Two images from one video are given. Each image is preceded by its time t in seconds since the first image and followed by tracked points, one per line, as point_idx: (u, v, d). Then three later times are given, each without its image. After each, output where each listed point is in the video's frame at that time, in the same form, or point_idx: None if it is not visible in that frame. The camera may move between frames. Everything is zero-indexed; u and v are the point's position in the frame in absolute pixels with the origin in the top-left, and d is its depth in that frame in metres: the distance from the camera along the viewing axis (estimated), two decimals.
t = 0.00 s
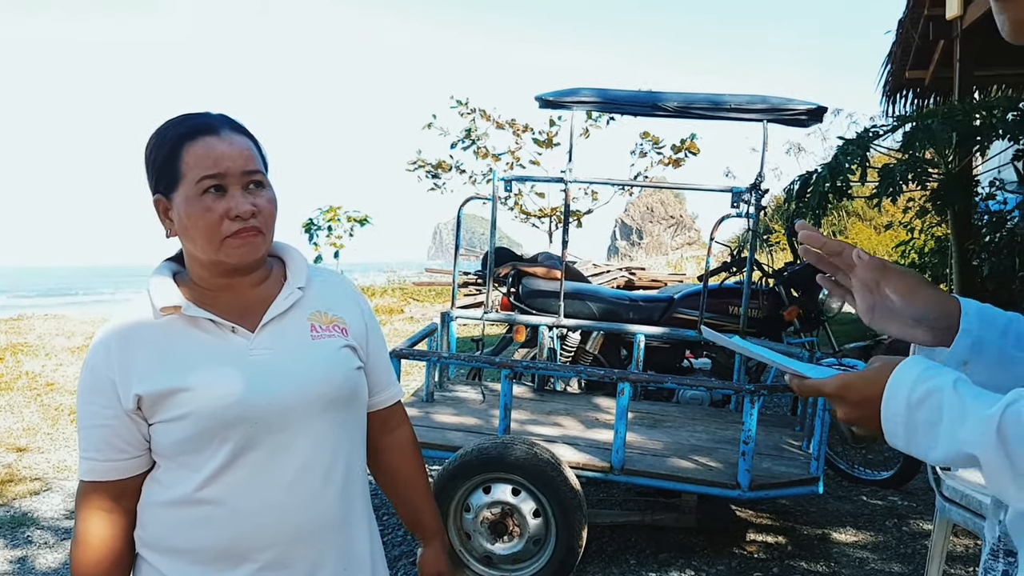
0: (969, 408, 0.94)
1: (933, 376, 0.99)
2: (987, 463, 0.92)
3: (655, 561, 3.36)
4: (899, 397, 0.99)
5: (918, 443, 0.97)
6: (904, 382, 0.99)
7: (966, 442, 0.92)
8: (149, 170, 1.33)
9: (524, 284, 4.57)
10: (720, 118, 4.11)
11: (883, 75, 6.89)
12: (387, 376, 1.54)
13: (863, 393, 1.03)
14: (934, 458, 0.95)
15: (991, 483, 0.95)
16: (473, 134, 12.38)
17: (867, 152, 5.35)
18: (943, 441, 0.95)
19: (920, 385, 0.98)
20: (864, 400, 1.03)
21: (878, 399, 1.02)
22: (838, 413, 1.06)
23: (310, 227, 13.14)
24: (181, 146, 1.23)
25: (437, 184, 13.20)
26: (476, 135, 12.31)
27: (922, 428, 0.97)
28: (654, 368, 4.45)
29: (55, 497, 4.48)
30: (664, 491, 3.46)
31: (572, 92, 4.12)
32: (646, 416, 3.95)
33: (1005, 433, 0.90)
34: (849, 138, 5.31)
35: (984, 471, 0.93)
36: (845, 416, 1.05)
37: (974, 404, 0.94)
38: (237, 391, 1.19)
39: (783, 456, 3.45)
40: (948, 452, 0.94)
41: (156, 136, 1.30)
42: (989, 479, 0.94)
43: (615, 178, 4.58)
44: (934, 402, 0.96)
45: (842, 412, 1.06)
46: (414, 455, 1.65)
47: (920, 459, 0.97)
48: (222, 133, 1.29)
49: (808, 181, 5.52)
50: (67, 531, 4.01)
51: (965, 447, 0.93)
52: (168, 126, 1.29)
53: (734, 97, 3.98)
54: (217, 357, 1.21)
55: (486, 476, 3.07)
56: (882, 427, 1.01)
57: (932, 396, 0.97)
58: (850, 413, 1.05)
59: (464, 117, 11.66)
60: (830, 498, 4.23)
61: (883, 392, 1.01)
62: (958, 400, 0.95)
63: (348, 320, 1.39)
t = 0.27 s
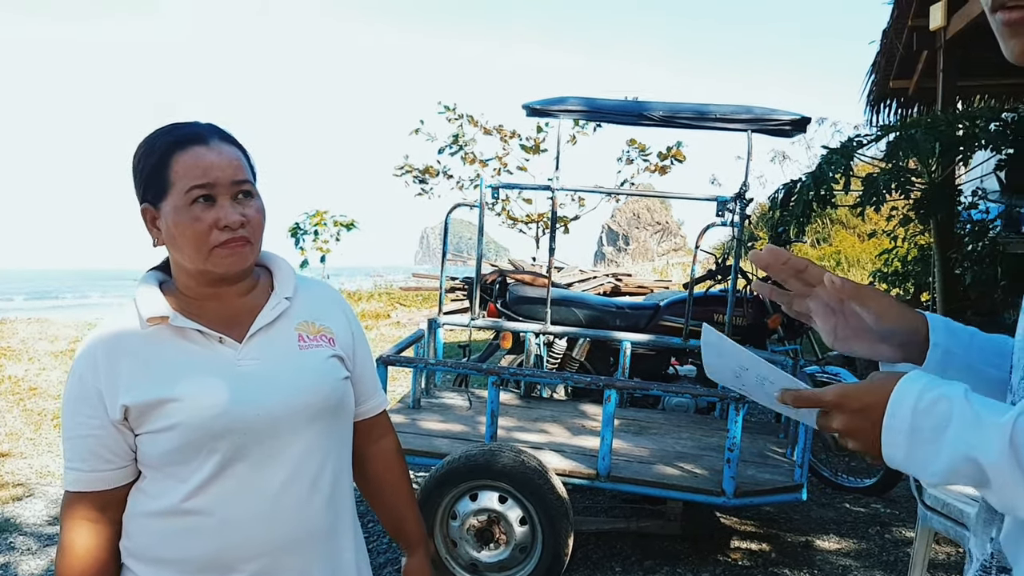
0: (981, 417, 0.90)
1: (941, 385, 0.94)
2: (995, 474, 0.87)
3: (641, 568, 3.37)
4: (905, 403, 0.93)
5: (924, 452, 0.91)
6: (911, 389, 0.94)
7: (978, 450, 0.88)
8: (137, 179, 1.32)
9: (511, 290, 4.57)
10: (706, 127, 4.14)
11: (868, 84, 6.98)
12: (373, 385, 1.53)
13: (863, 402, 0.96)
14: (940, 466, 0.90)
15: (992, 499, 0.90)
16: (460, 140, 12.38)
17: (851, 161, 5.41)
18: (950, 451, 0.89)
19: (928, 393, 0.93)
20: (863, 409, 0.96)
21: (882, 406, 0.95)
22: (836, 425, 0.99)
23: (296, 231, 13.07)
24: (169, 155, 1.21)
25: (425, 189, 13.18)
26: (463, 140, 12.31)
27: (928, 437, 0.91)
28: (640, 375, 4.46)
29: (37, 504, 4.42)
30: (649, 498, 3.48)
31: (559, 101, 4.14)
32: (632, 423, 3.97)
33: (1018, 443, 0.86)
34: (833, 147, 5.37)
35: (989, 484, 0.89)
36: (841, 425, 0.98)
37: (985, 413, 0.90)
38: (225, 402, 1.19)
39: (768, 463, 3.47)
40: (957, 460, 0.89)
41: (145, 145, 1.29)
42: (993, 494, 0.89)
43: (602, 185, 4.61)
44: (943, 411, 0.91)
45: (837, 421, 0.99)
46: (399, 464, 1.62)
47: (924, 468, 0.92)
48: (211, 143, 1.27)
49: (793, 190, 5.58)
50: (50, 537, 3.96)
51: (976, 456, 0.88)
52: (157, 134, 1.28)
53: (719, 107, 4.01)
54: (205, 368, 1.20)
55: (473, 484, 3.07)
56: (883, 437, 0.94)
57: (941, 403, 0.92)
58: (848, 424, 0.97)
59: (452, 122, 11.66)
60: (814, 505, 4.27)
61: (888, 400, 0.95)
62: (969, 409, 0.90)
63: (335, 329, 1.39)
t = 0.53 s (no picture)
0: (1011, 417, 0.83)
1: (967, 380, 0.87)
2: (1020, 472, 0.82)
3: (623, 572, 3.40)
4: (933, 394, 0.86)
5: (945, 447, 0.85)
6: (938, 382, 0.87)
7: (1005, 449, 0.82)
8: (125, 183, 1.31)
9: (496, 295, 4.58)
10: (689, 134, 4.18)
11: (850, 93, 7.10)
12: (358, 389, 1.53)
13: (891, 387, 0.88)
14: (961, 462, 0.84)
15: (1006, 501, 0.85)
16: (446, 144, 12.40)
17: (833, 168, 5.50)
18: (974, 447, 0.83)
19: (955, 385, 0.86)
20: (890, 395, 0.88)
21: (908, 397, 0.87)
22: (855, 410, 0.90)
23: (280, 233, 13.00)
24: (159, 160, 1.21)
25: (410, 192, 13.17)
26: (449, 144, 12.33)
27: (952, 432, 0.84)
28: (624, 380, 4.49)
29: (15, 507, 4.37)
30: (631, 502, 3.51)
31: (545, 107, 4.17)
32: (615, 428, 4.00)
33: None
34: (814, 154, 5.47)
35: (1009, 483, 0.83)
36: (860, 412, 0.90)
37: (1013, 408, 0.84)
38: (211, 406, 1.19)
39: (749, 468, 3.51)
40: (980, 457, 0.83)
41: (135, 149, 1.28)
42: (1009, 494, 0.84)
43: (586, 191, 4.64)
44: (974, 406, 0.84)
45: (856, 408, 0.90)
46: (383, 469, 1.62)
47: (940, 463, 0.85)
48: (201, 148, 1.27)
49: (774, 197, 5.66)
50: (30, 541, 3.92)
51: (1002, 454, 0.82)
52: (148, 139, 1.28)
53: (703, 115, 4.05)
54: (191, 371, 1.21)
55: (456, 488, 3.08)
56: (906, 425, 0.87)
57: (972, 394, 0.85)
58: (871, 412, 0.89)
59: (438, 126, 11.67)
60: (794, 509, 4.31)
61: (915, 390, 0.87)
62: (997, 406, 0.84)
63: (321, 334, 1.40)
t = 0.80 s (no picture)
0: (1011, 422, 0.76)
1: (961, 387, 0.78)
2: (1023, 479, 0.75)
3: (609, 571, 3.43)
4: (945, 410, 0.75)
5: (956, 465, 0.75)
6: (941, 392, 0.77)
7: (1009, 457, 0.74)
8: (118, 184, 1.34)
9: (485, 297, 4.61)
10: (676, 139, 4.22)
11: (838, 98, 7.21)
12: (348, 388, 1.55)
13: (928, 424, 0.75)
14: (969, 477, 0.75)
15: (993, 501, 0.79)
16: (436, 145, 12.41)
17: (820, 173, 5.57)
18: (982, 457, 0.75)
19: (958, 396, 0.76)
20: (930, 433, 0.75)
21: (932, 425, 0.75)
22: (898, 460, 0.76)
23: (269, 234, 12.97)
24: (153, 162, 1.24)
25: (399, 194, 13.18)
26: (439, 146, 12.35)
27: (963, 446, 0.75)
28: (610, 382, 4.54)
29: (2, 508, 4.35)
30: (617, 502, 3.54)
31: (534, 110, 4.20)
32: (602, 429, 4.03)
33: None
34: (802, 160, 5.52)
35: (1007, 487, 0.76)
36: (903, 460, 0.76)
37: (1011, 414, 0.77)
38: (200, 405, 1.21)
39: (733, 469, 3.55)
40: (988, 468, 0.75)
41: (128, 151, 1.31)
42: (1007, 497, 0.77)
43: (575, 194, 4.67)
44: (978, 416, 0.75)
45: (897, 455, 0.76)
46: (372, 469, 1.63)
47: (948, 480, 0.76)
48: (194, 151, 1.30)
49: (761, 201, 5.73)
50: (17, 541, 3.90)
51: (1007, 462, 0.75)
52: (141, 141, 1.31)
53: (690, 120, 4.09)
54: (181, 370, 1.23)
55: (444, 488, 3.10)
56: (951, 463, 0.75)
57: (975, 406, 0.76)
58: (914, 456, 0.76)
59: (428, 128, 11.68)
60: (778, 510, 4.36)
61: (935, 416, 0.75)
62: (997, 410, 0.76)
63: (310, 336, 1.42)
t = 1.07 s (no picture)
0: (971, 414, 0.77)
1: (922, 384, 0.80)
2: (985, 471, 0.76)
3: (597, 564, 3.47)
4: (898, 403, 0.78)
5: (915, 457, 0.77)
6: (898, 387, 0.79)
7: (970, 447, 0.75)
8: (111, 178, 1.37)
9: (477, 292, 4.62)
10: (667, 136, 4.24)
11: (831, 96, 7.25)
12: (337, 380, 1.57)
13: (866, 410, 0.78)
14: (930, 469, 0.77)
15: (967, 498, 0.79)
16: (431, 142, 12.42)
17: (811, 171, 5.60)
18: (940, 450, 0.76)
19: (915, 389, 0.79)
20: (867, 418, 0.78)
21: (879, 413, 0.78)
22: (836, 442, 0.78)
23: (263, 229, 12.96)
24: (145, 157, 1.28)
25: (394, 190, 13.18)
26: (433, 142, 12.37)
27: (921, 437, 0.77)
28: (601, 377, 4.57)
29: None
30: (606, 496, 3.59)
31: (526, 107, 4.23)
32: (592, 424, 4.06)
33: (1012, 437, 0.75)
34: (794, 157, 5.58)
35: (974, 482, 0.77)
36: (843, 443, 0.78)
37: (973, 407, 0.78)
38: (188, 394, 1.24)
39: (720, 463, 3.58)
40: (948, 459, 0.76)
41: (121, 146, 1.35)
42: (975, 491, 0.77)
43: (567, 191, 4.70)
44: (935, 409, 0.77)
45: (836, 438, 0.78)
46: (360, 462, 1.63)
47: (910, 472, 0.77)
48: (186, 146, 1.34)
49: (753, 199, 5.77)
50: (11, 533, 3.92)
51: (968, 453, 0.76)
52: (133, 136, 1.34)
53: (681, 117, 4.12)
54: (171, 359, 1.25)
55: (434, 481, 3.13)
56: (887, 448, 0.77)
57: (931, 398, 0.78)
58: (852, 438, 0.78)
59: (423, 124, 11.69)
60: (766, 505, 4.39)
61: (883, 405, 0.78)
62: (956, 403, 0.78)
63: (299, 328, 1.45)
